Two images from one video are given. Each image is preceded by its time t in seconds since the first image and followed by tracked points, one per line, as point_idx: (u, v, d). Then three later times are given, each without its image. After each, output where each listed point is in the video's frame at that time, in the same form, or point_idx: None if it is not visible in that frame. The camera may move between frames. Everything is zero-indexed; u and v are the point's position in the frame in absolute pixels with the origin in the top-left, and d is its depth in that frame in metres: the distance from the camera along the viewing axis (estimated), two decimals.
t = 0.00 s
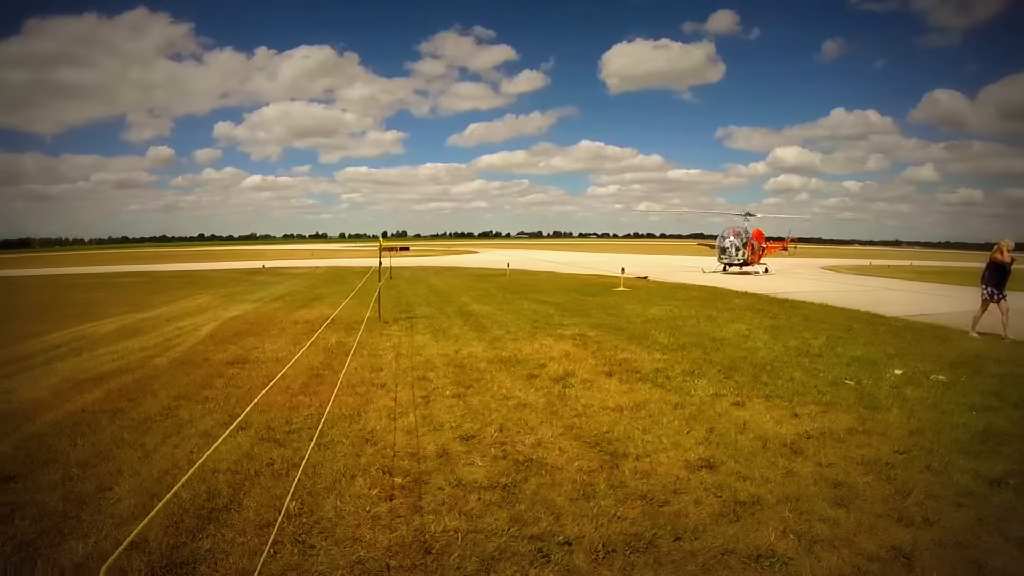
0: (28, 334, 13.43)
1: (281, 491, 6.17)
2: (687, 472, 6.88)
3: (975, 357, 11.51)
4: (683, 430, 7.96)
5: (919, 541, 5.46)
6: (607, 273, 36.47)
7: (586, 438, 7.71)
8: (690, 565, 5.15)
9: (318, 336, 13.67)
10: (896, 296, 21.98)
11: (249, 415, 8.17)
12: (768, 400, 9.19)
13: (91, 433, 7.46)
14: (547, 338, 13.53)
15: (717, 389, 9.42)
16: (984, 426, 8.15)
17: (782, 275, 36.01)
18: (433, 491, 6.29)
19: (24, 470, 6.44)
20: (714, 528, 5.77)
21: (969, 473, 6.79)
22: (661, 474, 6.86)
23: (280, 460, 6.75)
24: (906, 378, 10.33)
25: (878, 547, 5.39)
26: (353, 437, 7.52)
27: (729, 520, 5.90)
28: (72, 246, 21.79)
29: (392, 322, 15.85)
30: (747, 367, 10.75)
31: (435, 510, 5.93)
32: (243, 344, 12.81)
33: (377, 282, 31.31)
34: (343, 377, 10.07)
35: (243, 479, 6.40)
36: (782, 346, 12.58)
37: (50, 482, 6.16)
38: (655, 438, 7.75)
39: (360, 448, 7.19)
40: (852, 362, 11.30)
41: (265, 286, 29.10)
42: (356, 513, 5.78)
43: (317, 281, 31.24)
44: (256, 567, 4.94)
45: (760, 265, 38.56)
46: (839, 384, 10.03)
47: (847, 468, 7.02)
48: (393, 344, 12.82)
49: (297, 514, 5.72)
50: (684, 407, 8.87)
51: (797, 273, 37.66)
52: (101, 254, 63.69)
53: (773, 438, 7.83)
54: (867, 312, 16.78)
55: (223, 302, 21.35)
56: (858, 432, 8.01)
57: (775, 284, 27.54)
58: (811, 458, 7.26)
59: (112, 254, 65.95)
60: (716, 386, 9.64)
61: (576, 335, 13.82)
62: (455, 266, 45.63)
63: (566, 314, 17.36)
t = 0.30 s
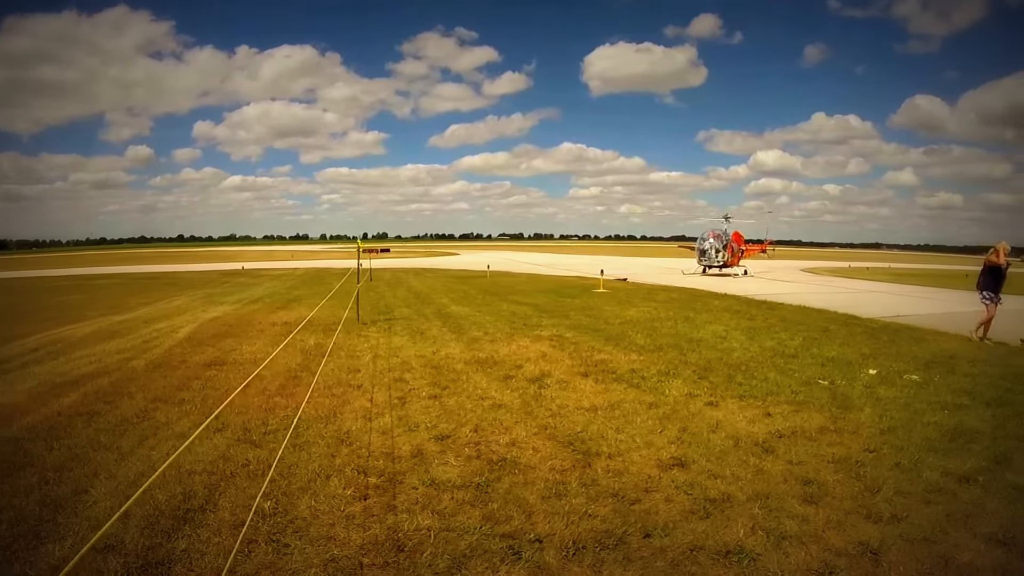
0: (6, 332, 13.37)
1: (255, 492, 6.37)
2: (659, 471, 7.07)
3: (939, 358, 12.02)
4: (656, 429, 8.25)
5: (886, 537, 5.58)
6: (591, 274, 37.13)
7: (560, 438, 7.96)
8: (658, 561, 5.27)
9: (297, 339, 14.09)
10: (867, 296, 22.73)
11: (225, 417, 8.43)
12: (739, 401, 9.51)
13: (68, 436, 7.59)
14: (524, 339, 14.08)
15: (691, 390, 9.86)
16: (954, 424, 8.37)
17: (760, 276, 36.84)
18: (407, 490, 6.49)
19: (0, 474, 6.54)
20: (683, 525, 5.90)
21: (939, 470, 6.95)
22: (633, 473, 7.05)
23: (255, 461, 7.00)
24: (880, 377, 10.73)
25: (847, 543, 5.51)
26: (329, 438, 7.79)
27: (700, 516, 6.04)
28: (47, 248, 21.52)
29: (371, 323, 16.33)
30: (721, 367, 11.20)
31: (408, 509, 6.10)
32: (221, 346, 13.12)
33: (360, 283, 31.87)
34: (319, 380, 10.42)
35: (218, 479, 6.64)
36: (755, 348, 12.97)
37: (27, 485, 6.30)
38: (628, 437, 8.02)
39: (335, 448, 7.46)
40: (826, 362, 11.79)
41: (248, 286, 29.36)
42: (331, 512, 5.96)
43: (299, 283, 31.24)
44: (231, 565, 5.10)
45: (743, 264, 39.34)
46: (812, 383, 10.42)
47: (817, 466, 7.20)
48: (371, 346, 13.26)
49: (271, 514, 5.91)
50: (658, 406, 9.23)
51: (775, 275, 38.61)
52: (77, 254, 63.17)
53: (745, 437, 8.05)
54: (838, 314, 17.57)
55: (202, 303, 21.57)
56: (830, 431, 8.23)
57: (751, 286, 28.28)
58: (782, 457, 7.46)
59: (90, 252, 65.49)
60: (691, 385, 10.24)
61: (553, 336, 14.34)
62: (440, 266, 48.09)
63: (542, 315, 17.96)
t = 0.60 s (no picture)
0: None
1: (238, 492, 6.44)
2: (639, 470, 7.18)
3: (920, 360, 12.24)
4: (638, 429, 8.39)
5: (862, 534, 5.70)
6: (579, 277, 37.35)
7: (543, 438, 8.08)
8: (635, 558, 5.36)
9: (283, 340, 14.18)
10: (851, 299, 23.07)
11: (209, 419, 8.49)
12: (721, 401, 9.69)
13: (52, 438, 7.62)
14: (510, 340, 14.24)
15: (675, 391, 10.03)
16: (934, 424, 8.54)
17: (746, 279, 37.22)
18: (389, 490, 6.57)
19: None
20: (661, 523, 6.00)
21: (917, 469, 7.10)
22: (613, 472, 7.17)
23: (239, 462, 7.07)
24: (863, 378, 10.91)
25: (823, 540, 5.63)
26: (313, 438, 7.87)
27: (678, 514, 6.15)
28: (31, 249, 21.21)
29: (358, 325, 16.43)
30: (705, 369, 11.38)
31: (390, 508, 6.18)
32: (207, 348, 13.17)
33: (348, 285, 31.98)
34: (304, 381, 10.52)
35: (201, 480, 6.71)
36: (740, 349, 13.18)
37: (10, 488, 6.32)
38: (610, 437, 8.15)
39: (318, 449, 7.55)
40: (810, 364, 11.99)
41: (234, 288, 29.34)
42: (312, 512, 6.03)
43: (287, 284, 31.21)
44: (213, 565, 5.16)
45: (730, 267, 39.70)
46: (795, 384, 10.62)
47: (796, 465, 7.34)
48: (358, 347, 13.36)
49: (254, 513, 5.98)
50: (641, 407, 9.38)
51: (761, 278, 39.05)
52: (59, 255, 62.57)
53: (726, 437, 8.20)
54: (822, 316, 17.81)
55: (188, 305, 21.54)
56: (810, 431, 8.38)
57: (737, 288, 28.62)
58: (761, 456, 7.61)
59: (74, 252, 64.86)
60: (675, 386, 10.43)
61: (539, 338, 14.51)
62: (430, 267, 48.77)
63: (529, 316, 18.12)
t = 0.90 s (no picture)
0: None
1: (224, 490, 6.54)
2: (620, 470, 7.33)
3: (902, 362, 12.48)
4: (620, 429, 8.55)
5: (839, 532, 5.88)
6: (569, 279, 37.43)
7: (525, 438, 8.24)
8: (613, 555, 5.52)
9: (271, 341, 14.22)
10: (837, 301, 23.37)
11: (196, 419, 8.57)
12: (704, 402, 9.87)
13: (40, 437, 7.66)
14: (497, 341, 14.37)
15: (660, 392, 10.20)
16: (914, 424, 8.76)
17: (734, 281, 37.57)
18: (372, 488, 6.69)
19: None
20: (639, 521, 6.16)
21: (896, 467, 7.30)
22: (594, 471, 7.32)
23: (225, 461, 7.17)
24: (846, 379, 11.11)
25: (798, 537, 5.81)
26: (297, 438, 7.98)
27: (657, 513, 6.30)
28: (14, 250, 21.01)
29: (346, 326, 16.51)
30: (689, 371, 11.55)
31: (374, 506, 6.31)
32: (195, 348, 13.20)
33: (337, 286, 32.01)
34: (292, 381, 10.60)
35: (188, 479, 6.81)
36: (725, 350, 13.38)
37: None
38: (592, 437, 8.31)
39: (302, 448, 7.66)
40: (794, 365, 12.18)
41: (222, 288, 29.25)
42: (297, 510, 6.15)
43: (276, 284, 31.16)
44: (198, 561, 5.27)
45: (720, 267, 39.97)
46: (778, 385, 10.82)
47: (775, 464, 7.52)
48: (346, 347, 13.44)
49: (239, 511, 6.09)
50: (624, 407, 9.55)
51: (750, 280, 39.40)
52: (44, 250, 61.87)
53: (707, 437, 8.39)
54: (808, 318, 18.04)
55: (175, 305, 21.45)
56: (790, 431, 8.58)
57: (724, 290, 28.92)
58: (742, 456, 7.80)
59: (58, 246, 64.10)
60: (659, 387, 10.61)
61: (526, 339, 14.66)
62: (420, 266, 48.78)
63: (517, 318, 18.27)
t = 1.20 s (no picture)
0: None
1: (208, 486, 6.47)
2: (596, 465, 7.32)
3: (883, 362, 12.59)
4: (599, 427, 8.54)
5: (807, 524, 5.90)
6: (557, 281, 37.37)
7: (505, 435, 8.21)
8: (586, 546, 5.51)
9: (257, 341, 14.09)
10: (822, 304, 23.54)
11: (180, 417, 8.47)
12: (684, 400, 9.89)
13: (22, 436, 7.54)
14: (482, 341, 14.36)
15: (639, 391, 10.19)
16: (889, 422, 8.82)
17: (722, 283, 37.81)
18: (353, 484, 6.64)
19: None
20: (613, 513, 6.14)
21: (868, 463, 7.35)
22: (570, 466, 7.31)
23: (209, 458, 7.09)
24: (825, 378, 11.18)
25: (768, 528, 5.83)
26: (280, 436, 7.90)
27: (630, 506, 6.30)
28: None
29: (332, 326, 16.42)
30: (671, 370, 11.57)
31: (353, 500, 6.27)
32: (180, 348, 13.06)
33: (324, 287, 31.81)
34: (277, 380, 10.52)
35: (172, 476, 6.73)
36: (709, 350, 13.41)
37: None
38: (571, 433, 8.30)
39: (285, 445, 7.60)
40: (774, 365, 12.23)
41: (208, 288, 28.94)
42: (278, 505, 6.09)
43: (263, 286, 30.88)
44: (181, 555, 5.21)
45: (707, 270, 40.18)
46: (758, 384, 10.87)
47: (749, 460, 7.55)
48: (330, 347, 13.35)
49: (223, 506, 6.03)
50: (604, 405, 9.56)
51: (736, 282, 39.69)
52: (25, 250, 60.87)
53: (685, 433, 8.40)
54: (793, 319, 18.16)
55: (160, 305, 21.18)
56: (767, 428, 8.62)
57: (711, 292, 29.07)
58: (717, 452, 7.81)
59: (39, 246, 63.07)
60: (640, 386, 10.62)
61: (511, 339, 14.64)
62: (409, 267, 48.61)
63: (504, 319, 18.25)
